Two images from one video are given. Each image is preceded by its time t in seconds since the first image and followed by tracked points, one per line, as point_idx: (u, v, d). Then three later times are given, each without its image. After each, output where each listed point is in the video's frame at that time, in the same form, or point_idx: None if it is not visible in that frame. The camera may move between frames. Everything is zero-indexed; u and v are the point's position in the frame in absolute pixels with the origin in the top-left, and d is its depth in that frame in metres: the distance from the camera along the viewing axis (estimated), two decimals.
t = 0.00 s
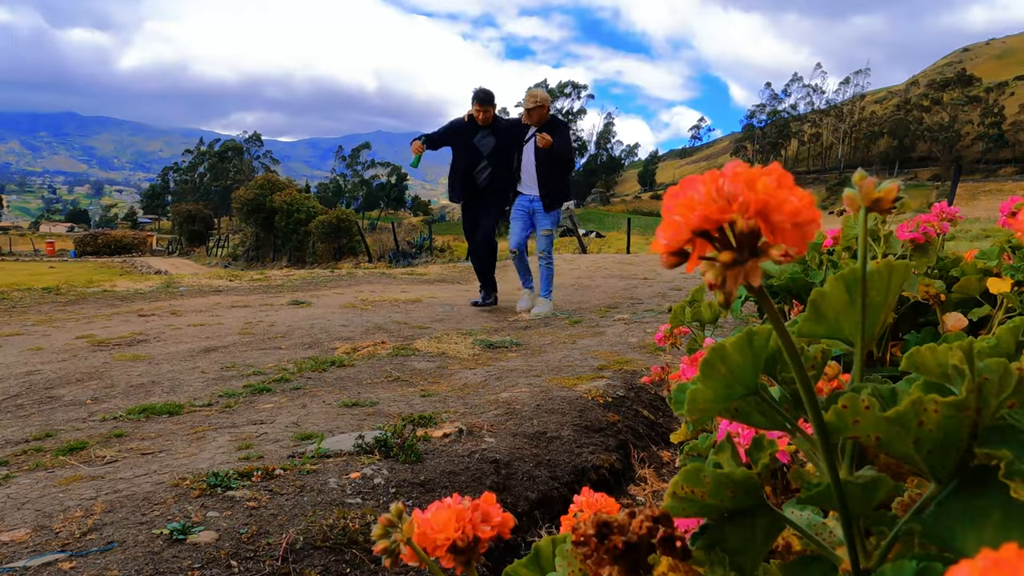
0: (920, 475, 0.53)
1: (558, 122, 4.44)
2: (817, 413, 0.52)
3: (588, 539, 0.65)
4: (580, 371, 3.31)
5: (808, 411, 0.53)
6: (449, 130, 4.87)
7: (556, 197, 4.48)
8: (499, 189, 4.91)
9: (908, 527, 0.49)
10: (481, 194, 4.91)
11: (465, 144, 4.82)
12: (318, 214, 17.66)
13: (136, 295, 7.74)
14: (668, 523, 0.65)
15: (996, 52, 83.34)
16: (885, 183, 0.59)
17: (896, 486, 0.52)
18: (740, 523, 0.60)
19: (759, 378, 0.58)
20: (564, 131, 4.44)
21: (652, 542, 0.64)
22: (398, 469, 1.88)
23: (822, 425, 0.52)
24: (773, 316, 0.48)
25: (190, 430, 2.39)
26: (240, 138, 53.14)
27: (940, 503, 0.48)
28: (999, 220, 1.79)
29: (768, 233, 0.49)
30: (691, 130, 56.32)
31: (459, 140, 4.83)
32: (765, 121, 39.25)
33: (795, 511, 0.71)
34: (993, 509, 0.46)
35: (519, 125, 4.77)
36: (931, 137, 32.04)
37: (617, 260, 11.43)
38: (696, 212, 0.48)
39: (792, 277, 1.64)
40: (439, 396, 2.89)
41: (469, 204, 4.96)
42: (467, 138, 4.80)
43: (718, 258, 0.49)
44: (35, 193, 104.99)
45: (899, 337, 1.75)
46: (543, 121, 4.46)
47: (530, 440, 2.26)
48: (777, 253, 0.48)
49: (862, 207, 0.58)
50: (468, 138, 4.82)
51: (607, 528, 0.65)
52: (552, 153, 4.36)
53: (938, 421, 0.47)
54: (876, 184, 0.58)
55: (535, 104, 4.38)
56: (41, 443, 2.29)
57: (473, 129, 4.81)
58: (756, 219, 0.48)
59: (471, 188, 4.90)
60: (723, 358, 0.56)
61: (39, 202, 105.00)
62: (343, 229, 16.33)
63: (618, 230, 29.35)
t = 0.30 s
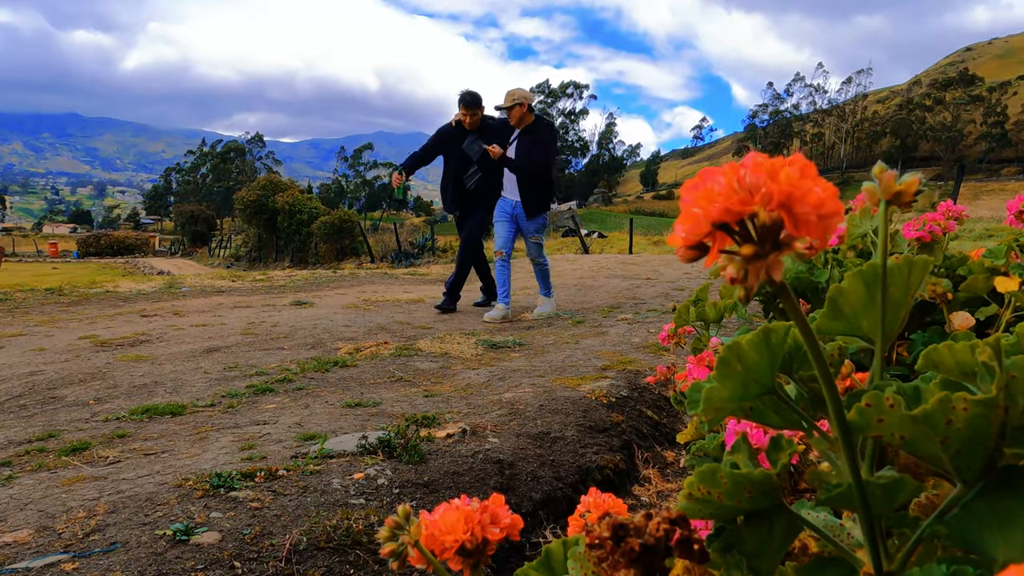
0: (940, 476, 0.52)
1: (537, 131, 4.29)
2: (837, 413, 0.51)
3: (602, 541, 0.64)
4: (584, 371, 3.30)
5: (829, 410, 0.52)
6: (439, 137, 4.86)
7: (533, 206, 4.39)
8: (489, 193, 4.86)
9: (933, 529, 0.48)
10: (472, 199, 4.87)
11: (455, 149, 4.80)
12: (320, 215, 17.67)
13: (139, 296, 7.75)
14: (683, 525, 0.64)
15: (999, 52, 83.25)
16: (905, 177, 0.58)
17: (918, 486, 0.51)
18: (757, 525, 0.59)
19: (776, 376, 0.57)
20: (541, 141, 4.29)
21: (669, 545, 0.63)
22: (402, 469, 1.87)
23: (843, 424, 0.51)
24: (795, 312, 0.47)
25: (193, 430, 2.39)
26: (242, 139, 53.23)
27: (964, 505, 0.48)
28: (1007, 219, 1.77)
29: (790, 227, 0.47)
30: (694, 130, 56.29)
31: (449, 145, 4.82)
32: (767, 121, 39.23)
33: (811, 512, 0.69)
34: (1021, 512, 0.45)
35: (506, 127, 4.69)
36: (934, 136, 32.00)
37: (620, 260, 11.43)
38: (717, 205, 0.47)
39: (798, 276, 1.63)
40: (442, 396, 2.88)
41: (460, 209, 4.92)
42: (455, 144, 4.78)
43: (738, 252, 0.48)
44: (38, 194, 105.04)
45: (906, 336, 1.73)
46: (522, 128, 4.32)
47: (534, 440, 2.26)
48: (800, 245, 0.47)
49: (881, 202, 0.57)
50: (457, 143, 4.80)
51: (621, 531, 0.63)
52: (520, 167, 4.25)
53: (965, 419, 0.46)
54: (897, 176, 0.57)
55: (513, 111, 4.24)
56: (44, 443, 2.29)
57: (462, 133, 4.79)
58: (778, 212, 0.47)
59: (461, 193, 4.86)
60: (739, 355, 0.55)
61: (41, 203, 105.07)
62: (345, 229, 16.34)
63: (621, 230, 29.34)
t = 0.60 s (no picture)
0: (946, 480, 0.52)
1: (523, 124, 4.14)
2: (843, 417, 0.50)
3: (606, 549, 0.64)
4: (585, 373, 3.30)
5: (833, 415, 0.52)
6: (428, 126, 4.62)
7: (512, 202, 4.21)
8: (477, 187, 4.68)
9: (937, 536, 0.48)
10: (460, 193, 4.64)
11: (443, 138, 4.58)
12: (321, 216, 17.69)
13: (139, 297, 7.76)
14: (687, 531, 0.64)
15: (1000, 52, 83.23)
16: (910, 178, 0.57)
17: (923, 493, 0.50)
18: (761, 531, 0.58)
19: (779, 380, 0.57)
20: (527, 135, 4.14)
21: (672, 552, 0.63)
22: (403, 472, 1.87)
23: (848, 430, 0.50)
24: (799, 317, 0.47)
25: (193, 433, 2.39)
26: (242, 141, 53.25)
27: (969, 512, 0.47)
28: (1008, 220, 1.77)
29: (795, 231, 0.47)
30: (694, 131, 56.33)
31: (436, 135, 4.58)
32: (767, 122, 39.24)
33: (815, 517, 0.69)
34: None
35: (496, 115, 4.57)
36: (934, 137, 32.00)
37: (621, 261, 11.43)
38: (722, 209, 0.47)
39: (799, 277, 1.63)
40: (443, 398, 2.88)
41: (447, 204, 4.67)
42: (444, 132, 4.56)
43: (742, 257, 0.48)
44: (39, 196, 105.04)
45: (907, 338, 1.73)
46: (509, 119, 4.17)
47: (535, 442, 2.25)
48: (806, 250, 0.46)
49: (886, 205, 0.57)
50: (445, 132, 4.59)
51: (624, 538, 0.63)
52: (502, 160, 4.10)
53: (971, 426, 0.46)
54: (901, 180, 0.57)
55: (500, 101, 4.10)
56: (44, 445, 2.29)
57: (450, 122, 4.59)
58: (783, 216, 0.46)
59: (451, 186, 4.60)
60: (742, 360, 0.55)
61: (42, 204, 105.09)
62: (346, 231, 16.36)
63: (621, 231, 29.36)
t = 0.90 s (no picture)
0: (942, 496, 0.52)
1: (509, 128, 4.01)
2: (838, 434, 0.51)
3: (603, 566, 0.64)
4: (585, 377, 3.30)
5: (829, 432, 0.52)
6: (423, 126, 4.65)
7: (497, 208, 4.11)
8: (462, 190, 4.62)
9: (934, 553, 0.48)
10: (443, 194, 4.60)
11: (434, 138, 4.57)
12: (322, 219, 17.70)
13: (139, 301, 7.76)
14: (685, 548, 0.65)
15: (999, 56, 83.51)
16: (904, 195, 0.57)
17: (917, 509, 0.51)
18: (758, 545, 0.58)
19: (776, 395, 0.57)
20: (514, 139, 4.00)
21: (670, 569, 0.64)
22: (402, 477, 1.87)
23: (845, 446, 0.51)
24: (794, 336, 0.47)
25: (193, 437, 2.39)
26: (241, 143, 53.08)
27: (965, 529, 0.47)
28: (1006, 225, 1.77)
29: (791, 253, 0.48)
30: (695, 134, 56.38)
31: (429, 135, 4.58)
32: (767, 125, 39.28)
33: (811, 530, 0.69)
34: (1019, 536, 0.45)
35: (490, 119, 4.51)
36: (934, 140, 32.03)
37: (621, 264, 11.43)
38: (717, 230, 0.47)
39: (798, 283, 1.63)
40: (443, 402, 2.88)
41: (429, 203, 4.65)
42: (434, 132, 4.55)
43: (738, 277, 0.48)
44: (38, 198, 105.03)
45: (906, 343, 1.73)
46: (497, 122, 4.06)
47: (535, 447, 2.25)
48: (801, 272, 0.47)
49: (882, 222, 0.57)
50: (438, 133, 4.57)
51: (622, 556, 0.64)
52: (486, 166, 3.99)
53: (966, 445, 0.47)
54: (898, 197, 0.57)
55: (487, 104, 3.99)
56: (44, 450, 2.28)
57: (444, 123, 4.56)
58: (778, 237, 0.47)
59: (433, 186, 4.60)
60: (739, 375, 0.55)
61: (42, 207, 105.04)
62: (346, 234, 16.38)
63: (622, 234, 29.37)
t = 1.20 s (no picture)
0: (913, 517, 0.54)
1: (496, 123, 3.93)
2: (808, 453, 0.53)
3: None
4: (582, 382, 3.30)
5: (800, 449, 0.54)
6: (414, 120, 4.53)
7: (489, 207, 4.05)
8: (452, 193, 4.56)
9: (902, 570, 0.50)
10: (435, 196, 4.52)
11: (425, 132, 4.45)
12: (321, 222, 17.71)
13: (139, 304, 7.76)
14: (658, 564, 0.66)
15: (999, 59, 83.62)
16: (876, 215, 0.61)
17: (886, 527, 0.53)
18: (734, 560, 0.60)
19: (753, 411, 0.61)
20: (502, 135, 3.93)
21: None
22: (399, 482, 1.87)
23: (814, 466, 0.54)
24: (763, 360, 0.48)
25: (192, 443, 2.40)
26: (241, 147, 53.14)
27: (933, 546, 0.50)
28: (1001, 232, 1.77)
29: (758, 280, 0.48)
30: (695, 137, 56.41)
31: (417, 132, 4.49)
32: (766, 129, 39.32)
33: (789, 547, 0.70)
34: (984, 554, 0.48)
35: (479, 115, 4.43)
36: (934, 143, 32.05)
37: (621, 267, 11.43)
38: (686, 259, 0.49)
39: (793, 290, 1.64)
40: (441, 407, 2.89)
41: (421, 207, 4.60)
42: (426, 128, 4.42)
43: (708, 302, 0.48)
44: (38, 201, 105.04)
45: (901, 349, 1.74)
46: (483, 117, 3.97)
47: (532, 452, 2.26)
48: (767, 298, 0.47)
49: (856, 241, 0.59)
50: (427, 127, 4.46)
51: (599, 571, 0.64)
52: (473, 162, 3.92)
53: (929, 465, 0.49)
54: (870, 219, 0.60)
55: (473, 99, 3.91)
56: (43, 455, 2.29)
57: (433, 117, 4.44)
58: (744, 266, 0.48)
59: (423, 187, 4.52)
60: (715, 395, 0.59)
61: (42, 210, 105.06)
62: (346, 237, 16.39)
63: (622, 238, 29.37)
